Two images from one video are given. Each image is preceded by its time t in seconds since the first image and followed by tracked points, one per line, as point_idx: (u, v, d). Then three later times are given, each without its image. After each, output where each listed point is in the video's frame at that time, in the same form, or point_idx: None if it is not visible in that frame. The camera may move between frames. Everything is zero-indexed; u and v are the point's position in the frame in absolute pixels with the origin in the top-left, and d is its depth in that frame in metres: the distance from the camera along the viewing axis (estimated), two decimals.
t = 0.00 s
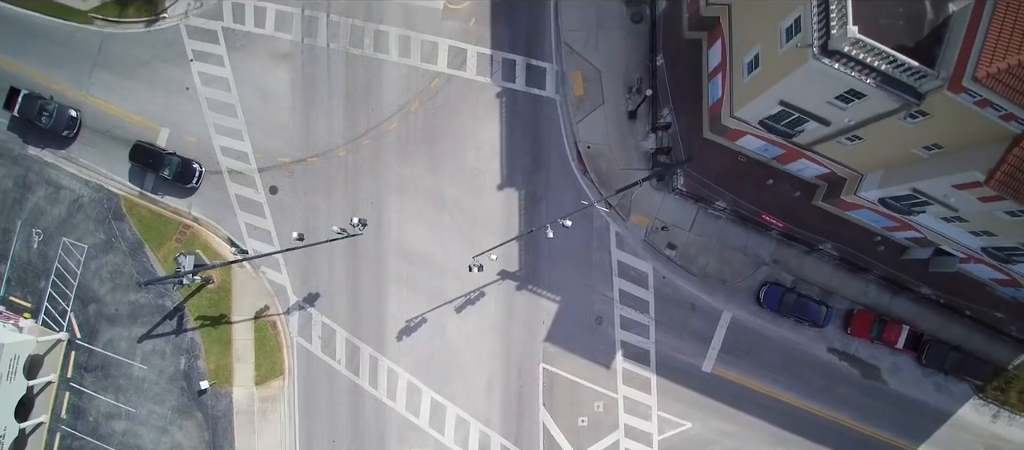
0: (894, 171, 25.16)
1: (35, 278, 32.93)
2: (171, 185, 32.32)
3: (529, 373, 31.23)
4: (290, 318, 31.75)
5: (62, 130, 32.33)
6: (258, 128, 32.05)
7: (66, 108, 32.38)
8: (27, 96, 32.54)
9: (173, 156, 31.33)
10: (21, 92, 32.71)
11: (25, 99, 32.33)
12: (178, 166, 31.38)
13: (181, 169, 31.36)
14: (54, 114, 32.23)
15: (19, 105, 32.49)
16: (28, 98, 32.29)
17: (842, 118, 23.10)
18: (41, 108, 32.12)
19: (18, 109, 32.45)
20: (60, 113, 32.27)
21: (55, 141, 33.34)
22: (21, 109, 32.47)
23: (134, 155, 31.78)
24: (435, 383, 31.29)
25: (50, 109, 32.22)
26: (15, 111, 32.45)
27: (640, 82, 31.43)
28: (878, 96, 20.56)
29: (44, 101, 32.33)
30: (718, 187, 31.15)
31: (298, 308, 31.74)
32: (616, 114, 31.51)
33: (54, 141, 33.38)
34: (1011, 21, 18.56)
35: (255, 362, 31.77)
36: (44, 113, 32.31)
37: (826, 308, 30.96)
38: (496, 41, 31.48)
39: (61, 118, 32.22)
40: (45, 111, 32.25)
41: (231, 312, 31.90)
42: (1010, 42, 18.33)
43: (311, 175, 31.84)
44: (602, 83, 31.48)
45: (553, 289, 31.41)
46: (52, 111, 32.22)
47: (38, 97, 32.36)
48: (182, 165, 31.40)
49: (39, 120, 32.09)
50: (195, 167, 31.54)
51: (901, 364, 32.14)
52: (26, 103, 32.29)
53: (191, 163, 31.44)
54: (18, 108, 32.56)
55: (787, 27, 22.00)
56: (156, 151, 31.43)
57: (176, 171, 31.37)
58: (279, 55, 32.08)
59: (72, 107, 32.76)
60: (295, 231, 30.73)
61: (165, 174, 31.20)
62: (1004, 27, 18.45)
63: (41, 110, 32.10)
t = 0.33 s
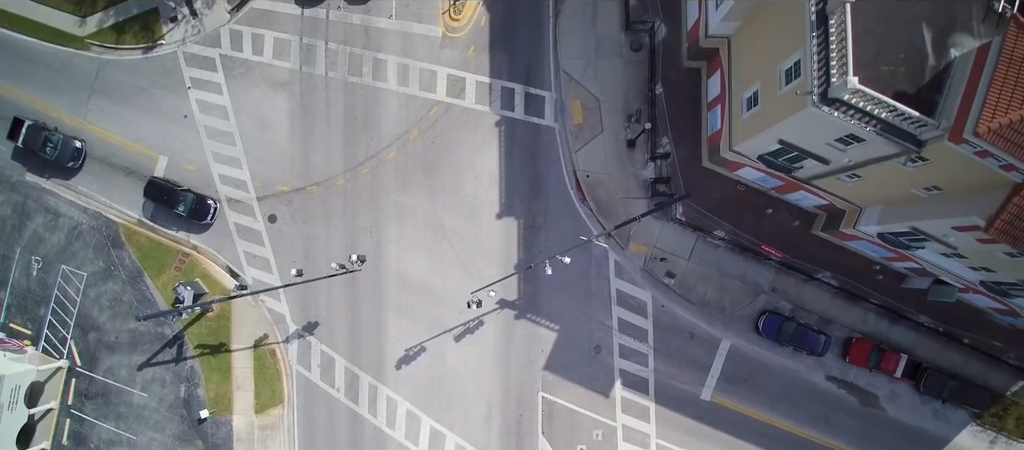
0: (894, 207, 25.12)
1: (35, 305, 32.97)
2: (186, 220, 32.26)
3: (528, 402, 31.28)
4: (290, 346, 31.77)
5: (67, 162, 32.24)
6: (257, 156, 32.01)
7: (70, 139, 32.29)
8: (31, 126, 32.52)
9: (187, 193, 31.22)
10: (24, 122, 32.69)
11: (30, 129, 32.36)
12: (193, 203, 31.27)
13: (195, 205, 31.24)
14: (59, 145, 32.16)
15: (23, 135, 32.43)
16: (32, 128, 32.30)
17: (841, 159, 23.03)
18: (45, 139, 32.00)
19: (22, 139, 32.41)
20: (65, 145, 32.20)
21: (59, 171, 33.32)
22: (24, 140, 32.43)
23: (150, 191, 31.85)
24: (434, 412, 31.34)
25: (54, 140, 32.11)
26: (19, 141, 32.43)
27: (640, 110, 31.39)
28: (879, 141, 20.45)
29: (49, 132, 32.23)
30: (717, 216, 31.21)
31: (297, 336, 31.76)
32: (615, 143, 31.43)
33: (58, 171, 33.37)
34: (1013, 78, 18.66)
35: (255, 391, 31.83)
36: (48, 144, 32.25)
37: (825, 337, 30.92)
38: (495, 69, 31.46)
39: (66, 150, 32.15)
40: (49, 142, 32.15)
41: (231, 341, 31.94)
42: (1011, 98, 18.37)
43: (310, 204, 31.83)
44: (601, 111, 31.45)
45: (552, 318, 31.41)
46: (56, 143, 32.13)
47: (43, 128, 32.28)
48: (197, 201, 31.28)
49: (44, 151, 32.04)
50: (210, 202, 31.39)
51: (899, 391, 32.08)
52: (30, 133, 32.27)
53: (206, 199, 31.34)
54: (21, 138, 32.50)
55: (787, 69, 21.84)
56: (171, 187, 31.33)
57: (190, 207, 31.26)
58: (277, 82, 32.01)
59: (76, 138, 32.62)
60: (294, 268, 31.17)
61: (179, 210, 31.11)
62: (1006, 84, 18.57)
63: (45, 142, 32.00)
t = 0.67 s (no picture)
0: (894, 244, 25.12)
1: (35, 332, 33.01)
2: (203, 258, 32.20)
3: (527, 430, 31.35)
4: (289, 374, 31.80)
5: (75, 194, 32.14)
6: (255, 185, 31.95)
7: (77, 172, 32.21)
8: (38, 158, 32.45)
9: (205, 230, 31.25)
10: (31, 154, 32.63)
11: (37, 161, 32.32)
12: (211, 240, 31.27)
13: (214, 243, 31.24)
14: (66, 178, 32.12)
15: (31, 168, 32.42)
16: (40, 160, 32.27)
17: (840, 199, 22.97)
18: (52, 171, 32.04)
19: (29, 171, 32.40)
20: (72, 177, 32.14)
21: (66, 202, 33.23)
22: (32, 172, 32.39)
23: (168, 230, 31.71)
24: (433, 440, 31.39)
25: (61, 173, 32.09)
26: (26, 173, 32.39)
27: (639, 139, 31.41)
28: (878, 186, 20.38)
29: (57, 164, 32.24)
30: (716, 245, 31.15)
31: (296, 364, 31.78)
32: (614, 171, 31.46)
33: (64, 201, 33.26)
34: (1015, 132, 18.61)
35: (255, 419, 31.89)
36: (56, 177, 32.25)
37: (824, 366, 30.82)
38: (493, 97, 31.47)
39: (73, 183, 32.08)
40: (57, 175, 32.18)
41: (231, 369, 31.96)
42: (1013, 152, 18.39)
43: (309, 232, 31.79)
44: (600, 140, 31.48)
45: (551, 347, 31.40)
46: (63, 175, 32.09)
47: (51, 161, 32.27)
48: (215, 239, 31.27)
49: (51, 184, 32.06)
50: (228, 240, 31.41)
51: (898, 418, 32.01)
52: (37, 166, 32.25)
53: (224, 236, 31.35)
54: (28, 170, 32.49)
55: (786, 111, 21.77)
56: (189, 226, 31.33)
57: (209, 245, 31.26)
58: (276, 110, 31.98)
59: (84, 170, 32.56)
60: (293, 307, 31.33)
61: (197, 248, 31.12)
62: (1008, 137, 18.51)
63: (52, 174, 32.04)
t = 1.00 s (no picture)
0: (892, 281, 25.05)
1: (35, 358, 33.03)
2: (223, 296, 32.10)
3: None
4: (289, 401, 31.82)
5: (84, 227, 32.05)
6: (255, 213, 31.97)
7: (87, 204, 32.17)
8: (47, 191, 32.25)
9: (226, 270, 31.09)
10: (39, 186, 32.40)
11: (45, 194, 32.09)
12: (232, 279, 31.16)
13: (236, 282, 31.14)
14: (76, 210, 32.03)
15: (38, 200, 32.21)
16: (48, 193, 32.06)
17: (839, 238, 22.91)
18: (61, 204, 31.89)
19: (37, 204, 32.20)
20: (82, 210, 32.06)
21: (76, 234, 33.15)
22: (40, 204, 32.21)
23: (189, 269, 31.45)
24: None
25: (70, 206, 31.97)
26: (34, 206, 32.20)
27: (637, 167, 31.39)
28: (877, 233, 20.33)
29: (66, 197, 32.11)
30: (715, 273, 31.11)
31: (296, 392, 31.79)
32: (613, 200, 31.46)
33: (73, 233, 33.19)
34: (1014, 188, 18.36)
35: (255, 446, 31.97)
36: (65, 209, 32.15)
37: (822, 394, 30.81)
38: (492, 126, 31.55)
39: (82, 216, 31.99)
40: (66, 207, 32.08)
41: (231, 396, 31.93)
42: (1012, 209, 18.24)
43: (308, 260, 31.78)
44: (598, 168, 31.48)
45: (550, 375, 31.44)
46: (73, 208, 32.00)
47: (59, 193, 32.11)
48: (237, 278, 31.18)
49: (61, 216, 31.96)
50: (250, 278, 31.41)
51: (896, 445, 32.01)
52: (45, 198, 32.04)
53: (246, 275, 31.34)
54: (36, 202, 32.29)
55: (786, 153, 21.71)
56: (210, 265, 31.10)
57: (230, 284, 31.15)
58: (275, 138, 32.00)
59: (93, 202, 32.50)
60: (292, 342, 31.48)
61: (219, 287, 30.95)
62: (1007, 194, 18.31)
63: (61, 207, 31.92)
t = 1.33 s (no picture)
0: (891, 317, 25.10)
1: (36, 385, 33.05)
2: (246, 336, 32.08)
3: None
4: (288, 429, 31.79)
5: (97, 261, 32.05)
6: (255, 242, 32.00)
7: (98, 238, 32.11)
8: (58, 225, 32.14)
9: (250, 312, 31.12)
10: (50, 221, 32.28)
11: (56, 229, 32.00)
12: (256, 321, 31.18)
13: (260, 324, 31.16)
14: (88, 244, 31.97)
15: (50, 235, 32.10)
16: (59, 228, 31.99)
17: (837, 279, 22.80)
18: (73, 239, 31.81)
19: (48, 238, 32.08)
20: (94, 244, 32.01)
21: (86, 267, 33.11)
22: (51, 239, 32.12)
23: (213, 310, 31.53)
24: None
25: (82, 240, 31.90)
26: (45, 240, 32.10)
27: (637, 195, 31.40)
28: (876, 279, 20.20)
29: (77, 231, 32.01)
30: (714, 302, 31.09)
31: (296, 419, 31.79)
32: (612, 228, 31.48)
33: (85, 266, 33.18)
34: (1013, 244, 18.03)
35: None
36: (77, 243, 32.08)
37: (821, 421, 30.71)
38: (491, 155, 31.55)
39: (94, 250, 31.96)
40: (77, 241, 31.99)
41: (231, 424, 31.87)
42: (1011, 266, 17.95)
43: (307, 289, 31.75)
44: (598, 196, 31.52)
45: (549, 403, 31.42)
46: (85, 242, 31.95)
47: (70, 228, 32.02)
48: (260, 320, 31.18)
49: (73, 251, 31.90)
50: (274, 320, 31.31)
51: None
52: (57, 233, 31.97)
53: (270, 317, 31.26)
54: (48, 237, 32.20)
55: (785, 196, 21.67)
56: (233, 306, 31.15)
57: (254, 325, 31.19)
58: (274, 167, 32.05)
59: (105, 236, 32.43)
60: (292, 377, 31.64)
61: (243, 329, 31.05)
62: (1005, 251, 18.04)
63: (73, 242, 31.85)
